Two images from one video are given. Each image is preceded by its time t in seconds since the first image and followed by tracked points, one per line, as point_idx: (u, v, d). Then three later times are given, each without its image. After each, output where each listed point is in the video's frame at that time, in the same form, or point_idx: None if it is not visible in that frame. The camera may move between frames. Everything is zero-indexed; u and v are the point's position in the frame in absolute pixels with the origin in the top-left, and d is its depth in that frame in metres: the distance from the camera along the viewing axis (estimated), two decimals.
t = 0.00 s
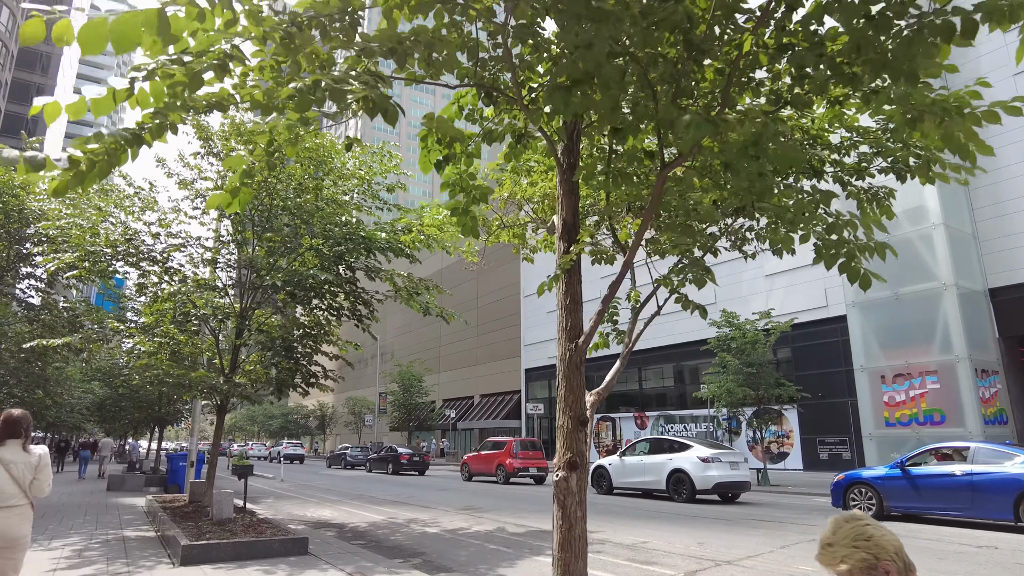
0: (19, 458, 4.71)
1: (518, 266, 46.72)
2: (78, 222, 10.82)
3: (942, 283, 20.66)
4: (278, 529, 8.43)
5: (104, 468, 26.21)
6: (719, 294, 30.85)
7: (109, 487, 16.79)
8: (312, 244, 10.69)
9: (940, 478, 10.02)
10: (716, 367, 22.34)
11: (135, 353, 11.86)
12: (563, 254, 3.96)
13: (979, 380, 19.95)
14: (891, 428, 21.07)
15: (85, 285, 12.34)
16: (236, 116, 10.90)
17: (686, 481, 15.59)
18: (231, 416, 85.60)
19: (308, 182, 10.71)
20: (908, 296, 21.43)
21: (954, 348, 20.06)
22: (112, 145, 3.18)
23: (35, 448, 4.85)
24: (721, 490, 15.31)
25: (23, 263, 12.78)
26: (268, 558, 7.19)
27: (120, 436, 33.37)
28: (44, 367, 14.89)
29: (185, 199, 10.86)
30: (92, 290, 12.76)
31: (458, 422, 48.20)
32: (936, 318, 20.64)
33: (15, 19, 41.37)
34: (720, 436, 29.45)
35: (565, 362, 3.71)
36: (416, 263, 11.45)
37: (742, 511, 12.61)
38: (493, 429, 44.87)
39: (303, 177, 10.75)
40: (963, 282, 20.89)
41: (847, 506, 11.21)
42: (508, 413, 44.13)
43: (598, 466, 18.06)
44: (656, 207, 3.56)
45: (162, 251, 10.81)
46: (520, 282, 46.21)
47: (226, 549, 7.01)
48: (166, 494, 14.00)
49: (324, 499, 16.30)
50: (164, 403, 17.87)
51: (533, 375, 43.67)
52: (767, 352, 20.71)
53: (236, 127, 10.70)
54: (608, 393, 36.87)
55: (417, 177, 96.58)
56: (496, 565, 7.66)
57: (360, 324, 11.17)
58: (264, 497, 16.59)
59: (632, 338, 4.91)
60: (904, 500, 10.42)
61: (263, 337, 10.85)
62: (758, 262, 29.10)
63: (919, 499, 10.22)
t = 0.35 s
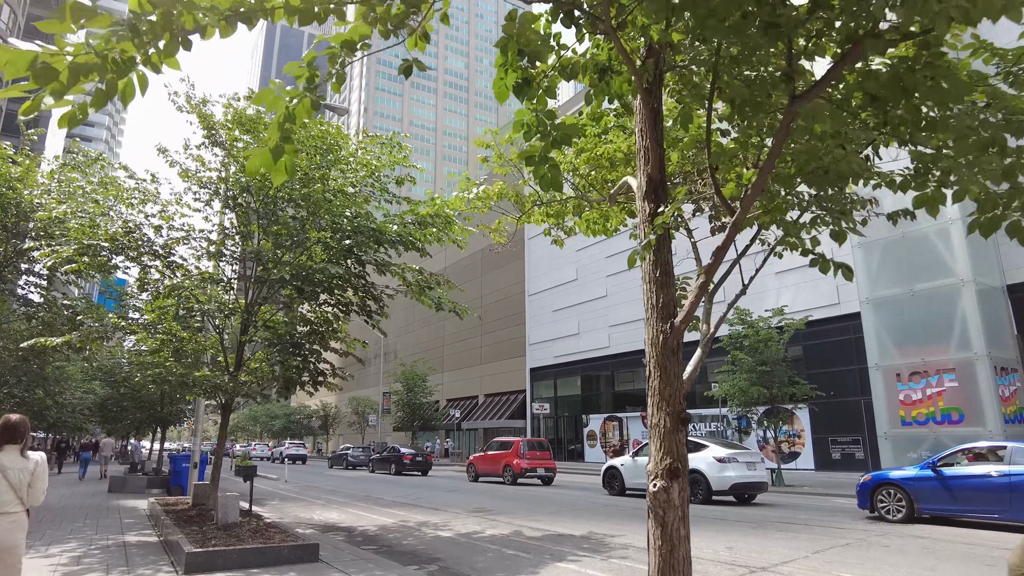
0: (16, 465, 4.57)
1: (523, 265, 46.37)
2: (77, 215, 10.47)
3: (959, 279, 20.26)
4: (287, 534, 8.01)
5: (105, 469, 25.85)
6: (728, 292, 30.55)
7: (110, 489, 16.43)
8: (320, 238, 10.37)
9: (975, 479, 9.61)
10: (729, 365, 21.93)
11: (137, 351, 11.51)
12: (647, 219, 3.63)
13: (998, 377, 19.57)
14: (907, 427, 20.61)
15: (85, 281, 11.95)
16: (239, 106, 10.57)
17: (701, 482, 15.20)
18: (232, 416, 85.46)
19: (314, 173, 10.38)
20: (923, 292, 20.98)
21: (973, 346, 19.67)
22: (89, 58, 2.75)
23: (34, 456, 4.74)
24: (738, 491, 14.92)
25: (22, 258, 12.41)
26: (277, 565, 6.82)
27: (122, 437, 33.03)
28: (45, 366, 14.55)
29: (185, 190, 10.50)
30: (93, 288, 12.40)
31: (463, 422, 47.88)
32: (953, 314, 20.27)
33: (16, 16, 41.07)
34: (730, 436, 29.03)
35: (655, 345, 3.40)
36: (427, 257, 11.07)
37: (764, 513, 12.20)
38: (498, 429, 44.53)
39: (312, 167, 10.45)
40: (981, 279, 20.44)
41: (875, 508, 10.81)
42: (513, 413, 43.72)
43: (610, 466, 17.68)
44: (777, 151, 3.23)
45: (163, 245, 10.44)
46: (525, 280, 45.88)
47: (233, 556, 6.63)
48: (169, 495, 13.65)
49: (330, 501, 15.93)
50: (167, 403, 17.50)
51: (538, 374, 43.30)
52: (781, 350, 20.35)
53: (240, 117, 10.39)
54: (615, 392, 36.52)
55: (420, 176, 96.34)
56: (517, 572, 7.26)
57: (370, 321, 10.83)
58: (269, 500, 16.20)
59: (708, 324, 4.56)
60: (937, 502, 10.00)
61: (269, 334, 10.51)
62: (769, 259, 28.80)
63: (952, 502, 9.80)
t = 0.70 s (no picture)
0: (19, 466, 4.33)
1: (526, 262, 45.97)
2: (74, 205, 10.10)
3: (974, 274, 19.87)
4: (294, 537, 7.60)
5: (104, 469, 25.50)
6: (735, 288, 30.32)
7: (109, 489, 16.06)
8: (323, 229, 10.02)
9: (1009, 478, 9.24)
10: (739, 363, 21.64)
11: (137, 348, 11.13)
12: (767, 158, 3.23)
13: (1014, 374, 19.20)
14: (920, 425, 20.25)
15: (83, 275, 11.58)
16: (240, 92, 10.20)
17: (715, 482, 14.83)
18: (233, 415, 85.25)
19: (315, 163, 10.01)
20: (936, 287, 20.60)
21: (989, 342, 19.30)
22: None
23: (34, 457, 4.49)
24: (753, 490, 14.55)
25: (19, 252, 12.04)
26: (285, 571, 6.47)
27: (122, 436, 32.70)
28: (43, 363, 14.22)
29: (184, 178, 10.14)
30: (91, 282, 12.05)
31: (465, 421, 47.56)
32: (967, 310, 19.89)
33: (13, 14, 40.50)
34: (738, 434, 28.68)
35: (787, 312, 2.94)
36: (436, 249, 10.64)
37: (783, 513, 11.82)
38: (501, 428, 44.19)
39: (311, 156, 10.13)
40: (997, 274, 20.07)
41: (902, 508, 10.51)
42: (516, 411, 43.37)
43: (620, 465, 17.33)
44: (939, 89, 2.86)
45: (162, 236, 10.06)
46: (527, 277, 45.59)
47: (239, 561, 6.27)
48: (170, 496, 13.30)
49: (335, 501, 15.58)
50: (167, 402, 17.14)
51: (541, 372, 42.96)
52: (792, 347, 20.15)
53: (241, 103, 10.02)
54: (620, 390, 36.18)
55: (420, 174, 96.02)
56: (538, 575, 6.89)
57: (377, 315, 10.39)
58: (272, 500, 15.84)
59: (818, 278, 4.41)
60: (969, 502, 9.65)
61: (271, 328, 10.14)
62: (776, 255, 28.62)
63: (985, 501, 9.46)
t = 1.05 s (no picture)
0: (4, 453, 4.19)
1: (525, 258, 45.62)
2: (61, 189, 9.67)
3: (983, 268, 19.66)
4: (293, 538, 7.20)
5: (96, 467, 25.03)
6: (737, 284, 30.10)
7: (100, 488, 15.63)
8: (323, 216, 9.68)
9: None
10: (744, 358, 21.40)
11: (126, 341, 10.70)
12: (927, 62, 2.74)
13: None
14: (927, 421, 19.99)
15: (75, 268, 11.21)
16: (238, 72, 9.81)
17: (721, 479, 14.51)
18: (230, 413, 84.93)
19: (315, 147, 9.63)
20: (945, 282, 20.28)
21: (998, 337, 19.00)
22: None
23: (20, 443, 4.35)
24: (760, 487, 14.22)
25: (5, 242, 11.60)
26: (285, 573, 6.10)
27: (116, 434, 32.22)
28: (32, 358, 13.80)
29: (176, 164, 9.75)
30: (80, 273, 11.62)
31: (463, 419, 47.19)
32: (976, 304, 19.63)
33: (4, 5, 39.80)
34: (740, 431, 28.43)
35: (969, 249, 2.44)
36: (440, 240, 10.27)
37: (797, 512, 11.49)
38: (500, 425, 43.84)
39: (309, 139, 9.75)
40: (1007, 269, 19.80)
41: (920, 505, 10.65)
42: (515, 409, 43.04)
43: (623, 462, 17.00)
44: None
45: (155, 223, 9.65)
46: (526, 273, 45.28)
47: (236, 563, 5.89)
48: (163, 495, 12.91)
49: (333, 500, 15.24)
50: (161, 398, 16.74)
51: (541, 369, 42.68)
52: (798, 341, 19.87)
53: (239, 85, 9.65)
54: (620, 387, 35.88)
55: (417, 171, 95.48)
56: None
57: (378, 307, 10.04)
58: (268, 498, 15.51)
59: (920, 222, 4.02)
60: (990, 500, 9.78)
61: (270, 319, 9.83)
62: (779, 250, 28.37)
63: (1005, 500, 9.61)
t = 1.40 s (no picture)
0: None
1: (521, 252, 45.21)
2: (39, 173, 9.16)
3: (988, 261, 19.31)
4: (284, 541, 6.76)
5: (85, 465, 24.55)
6: (736, 278, 29.77)
7: (86, 486, 15.15)
8: (314, 204, 9.27)
9: None
10: (746, 352, 21.17)
11: (109, 335, 10.22)
12: None
13: None
14: (931, 416, 19.73)
15: (56, 258, 10.73)
16: (230, 48, 9.37)
17: (722, 475, 14.18)
18: (224, 410, 84.55)
19: (306, 130, 9.22)
20: (949, 275, 20.05)
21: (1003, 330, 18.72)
22: None
23: None
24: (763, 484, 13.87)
25: None
26: None
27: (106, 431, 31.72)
28: (14, 352, 13.32)
29: (162, 145, 9.29)
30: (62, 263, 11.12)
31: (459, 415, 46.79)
32: (980, 297, 19.31)
33: None
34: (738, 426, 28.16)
35: None
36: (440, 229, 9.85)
37: (805, 510, 11.14)
38: (496, 421, 43.48)
39: (303, 121, 9.42)
40: (1012, 261, 19.52)
41: (937, 501, 10.43)
42: (511, 404, 42.70)
43: (622, 458, 16.65)
44: None
45: (139, 208, 9.19)
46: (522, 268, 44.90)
47: (221, 568, 5.45)
48: (151, 494, 12.48)
49: (326, 498, 14.84)
50: (150, 394, 16.29)
51: (537, 364, 42.36)
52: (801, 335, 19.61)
53: (230, 62, 9.19)
54: (617, 382, 35.59)
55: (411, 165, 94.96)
56: None
57: (374, 298, 9.61)
58: (260, 497, 15.10)
59: None
60: (1013, 497, 9.59)
61: (260, 310, 9.39)
62: (779, 244, 28.09)
63: None
